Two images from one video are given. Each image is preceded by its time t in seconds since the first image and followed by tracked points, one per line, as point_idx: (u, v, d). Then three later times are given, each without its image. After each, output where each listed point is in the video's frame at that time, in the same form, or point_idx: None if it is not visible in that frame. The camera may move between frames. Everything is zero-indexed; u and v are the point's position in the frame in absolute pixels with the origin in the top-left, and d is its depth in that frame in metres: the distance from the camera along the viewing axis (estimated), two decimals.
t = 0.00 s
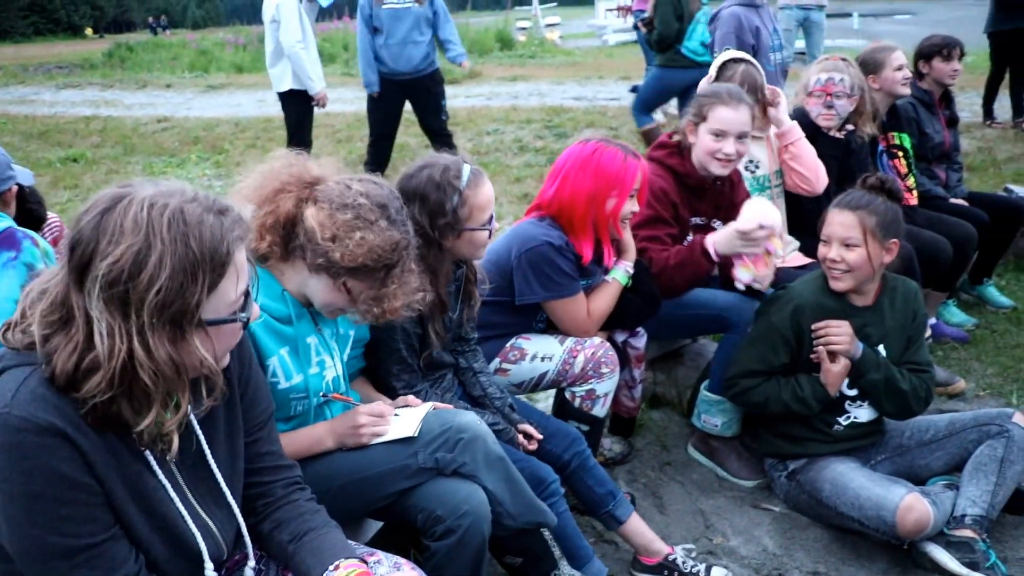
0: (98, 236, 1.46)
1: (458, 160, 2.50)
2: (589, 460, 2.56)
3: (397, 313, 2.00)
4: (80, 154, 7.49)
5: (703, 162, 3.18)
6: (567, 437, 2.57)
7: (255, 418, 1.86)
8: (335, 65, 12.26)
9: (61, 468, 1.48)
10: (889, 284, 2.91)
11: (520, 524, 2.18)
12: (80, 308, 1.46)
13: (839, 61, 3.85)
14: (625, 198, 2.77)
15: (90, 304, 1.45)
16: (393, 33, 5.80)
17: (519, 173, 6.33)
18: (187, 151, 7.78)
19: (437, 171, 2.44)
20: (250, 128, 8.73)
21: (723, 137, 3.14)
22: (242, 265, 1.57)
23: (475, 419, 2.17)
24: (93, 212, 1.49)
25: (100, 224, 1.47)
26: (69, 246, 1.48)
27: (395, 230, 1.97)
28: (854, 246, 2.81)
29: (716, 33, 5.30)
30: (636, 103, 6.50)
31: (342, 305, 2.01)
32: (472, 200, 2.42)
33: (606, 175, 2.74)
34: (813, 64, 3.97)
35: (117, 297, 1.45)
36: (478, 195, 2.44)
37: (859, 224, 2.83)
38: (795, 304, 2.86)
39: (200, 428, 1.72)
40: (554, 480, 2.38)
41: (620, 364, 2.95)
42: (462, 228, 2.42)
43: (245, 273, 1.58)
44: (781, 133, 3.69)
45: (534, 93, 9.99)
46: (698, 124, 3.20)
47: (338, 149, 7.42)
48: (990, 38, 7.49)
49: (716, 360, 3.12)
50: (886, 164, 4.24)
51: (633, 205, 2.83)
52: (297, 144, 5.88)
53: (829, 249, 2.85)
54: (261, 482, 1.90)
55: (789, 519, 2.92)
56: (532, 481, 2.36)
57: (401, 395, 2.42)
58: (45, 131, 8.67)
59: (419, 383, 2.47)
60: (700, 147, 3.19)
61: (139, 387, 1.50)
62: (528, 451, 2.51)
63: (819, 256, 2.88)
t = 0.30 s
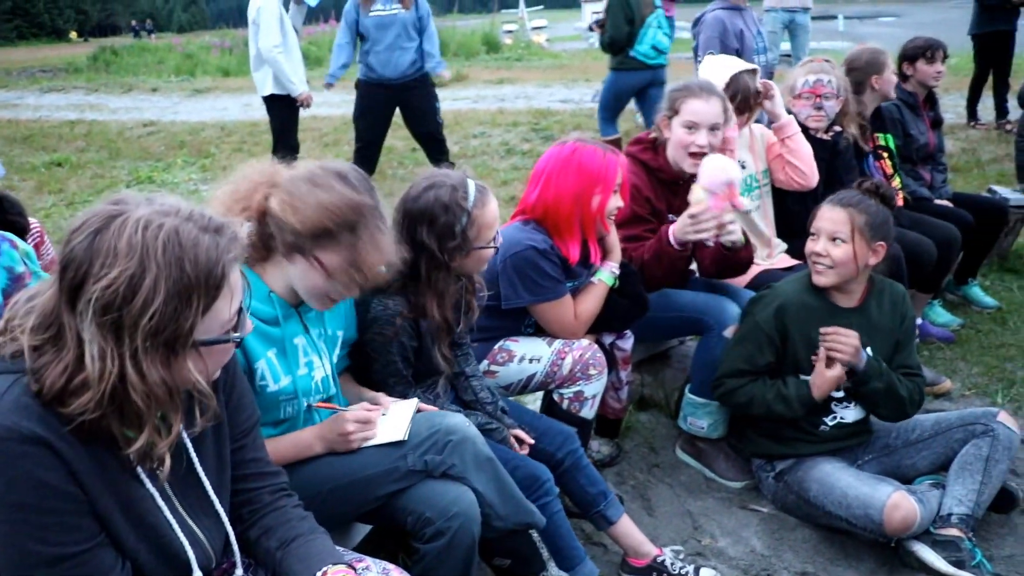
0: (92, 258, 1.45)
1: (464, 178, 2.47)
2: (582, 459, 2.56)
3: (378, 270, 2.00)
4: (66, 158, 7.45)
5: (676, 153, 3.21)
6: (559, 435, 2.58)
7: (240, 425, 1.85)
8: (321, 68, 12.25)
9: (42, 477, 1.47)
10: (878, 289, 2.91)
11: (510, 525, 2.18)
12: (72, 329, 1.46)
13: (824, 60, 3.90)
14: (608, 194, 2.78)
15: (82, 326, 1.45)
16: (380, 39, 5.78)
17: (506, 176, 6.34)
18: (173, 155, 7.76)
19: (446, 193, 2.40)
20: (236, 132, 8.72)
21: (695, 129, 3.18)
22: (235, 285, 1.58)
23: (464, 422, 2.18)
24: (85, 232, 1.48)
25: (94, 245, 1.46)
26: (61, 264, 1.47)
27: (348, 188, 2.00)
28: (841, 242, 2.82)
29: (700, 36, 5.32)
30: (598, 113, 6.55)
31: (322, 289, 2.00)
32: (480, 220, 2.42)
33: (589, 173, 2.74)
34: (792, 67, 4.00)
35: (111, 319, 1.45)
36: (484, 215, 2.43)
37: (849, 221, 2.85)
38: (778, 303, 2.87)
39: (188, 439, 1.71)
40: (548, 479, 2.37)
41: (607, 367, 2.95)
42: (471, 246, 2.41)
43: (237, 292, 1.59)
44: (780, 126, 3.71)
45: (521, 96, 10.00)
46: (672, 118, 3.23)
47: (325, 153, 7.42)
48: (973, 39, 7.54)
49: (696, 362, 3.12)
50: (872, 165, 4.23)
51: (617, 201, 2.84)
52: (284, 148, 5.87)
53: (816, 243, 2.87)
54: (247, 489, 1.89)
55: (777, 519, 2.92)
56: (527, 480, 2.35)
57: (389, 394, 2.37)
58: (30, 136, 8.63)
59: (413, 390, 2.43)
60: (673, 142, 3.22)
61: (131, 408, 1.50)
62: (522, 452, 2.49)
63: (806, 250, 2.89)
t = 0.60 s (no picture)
0: (73, 266, 1.45)
1: (450, 186, 2.43)
2: (569, 459, 2.57)
3: (280, 218, 2.09)
4: (48, 162, 7.41)
5: (653, 144, 3.26)
6: (546, 436, 2.58)
7: (223, 430, 1.85)
8: (306, 71, 12.22)
9: (23, 483, 1.47)
10: (867, 293, 2.93)
11: (497, 528, 2.18)
12: (54, 339, 1.45)
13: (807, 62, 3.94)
14: (591, 190, 2.79)
15: (64, 334, 1.44)
16: (366, 40, 5.77)
17: (491, 179, 6.34)
18: (157, 159, 7.72)
19: (435, 205, 2.35)
20: (220, 135, 8.68)
21: (670, 119, 3.23)
22: (218, 290, 1.57)
23: (451, 424, 2.18)
24: (65, 239, 1.48)
25: (75, 253, 1.45)
26: (42, 274, 1.46)
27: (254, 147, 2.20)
28: (833, 241, 2.85)
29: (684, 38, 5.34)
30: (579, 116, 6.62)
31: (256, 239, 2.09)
32: (469, 229, 2.40)
33: (570, 172, 2.75)
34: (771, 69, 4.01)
35: (93, 328, 1.44)
36: (473, 223, 2.41)
37: (842, 221, 2.88)
38: (765, 302, 2.87)
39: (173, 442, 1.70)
40: (535, 479, 2.37)
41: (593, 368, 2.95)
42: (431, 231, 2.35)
43: (221, 296, 1.59)
44: (775, 130, 3.73)
45: (506, 99, 10.01)
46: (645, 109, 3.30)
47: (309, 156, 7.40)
48: (955, 42, 7.59)
49: (687, 362, 3.13)
50: (855, 167, 4.22)
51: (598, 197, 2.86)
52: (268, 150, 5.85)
53: (808, 240, 2.89)
54: (233, 494, 1.88)
55: (763, 519, 2.93)
56: (516, 482, 2.35)
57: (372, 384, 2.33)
58: (12, 139, 8.57)
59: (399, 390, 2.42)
60: (648, 132, 3.27)
61: (116, 419, 1.49)
62: (512, 453, 2.49)
63: (798, 248, 2.91)
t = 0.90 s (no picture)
0: None
1: (433, 187, 2.43)
2: (553, 461, 2.57)
3: (273, 217, 2.09)
4: (28, 167, 7.37)
5: (631, 144, 3.27)
6: (531, 437, 2.58)
7: (210, 432, 1.85)
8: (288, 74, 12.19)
9: None
10: (850, 294, 2.94)
11: (479, 531, 2.18)
12: None
13: (789, 63, 3.97)
14: (568, 187, 2.79)
15: None
16: (342, 41, 5.76)
17: (474, 181, 6.35)
18: (138, 162, 7.69)
19: (417, 206, 2.36)
20: (203, 138, 8.65)
21: (647, 115, 3.25)
22: (144, 253, 1.52)
23: (432, 428, 2.19)
24: None
25: None
26: None
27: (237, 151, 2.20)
28: (845, 253, 2.85)
29: (667, 39, 5.36)
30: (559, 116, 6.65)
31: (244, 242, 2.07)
32: (452, 230, 2.39)
33: (544, 171, 2.76)
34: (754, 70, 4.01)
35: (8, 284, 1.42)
36: (456, 222, 2.40)
37: (852, 232, 2.87)
38: (760, 303, 2.86)
39: (157, 443, 1.72)
40: (519, 482, 2.38)
41: (576, 370, 2.95)
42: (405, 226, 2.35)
43: (152, 263, 1.53)
44: (764, 131, 3.79)
45: (489, 101, 10.01)
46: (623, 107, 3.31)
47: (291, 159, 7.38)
48: (935, 43, 7.64)
49: (671, 363, 3.13)
50: (838, 168, 4.27)
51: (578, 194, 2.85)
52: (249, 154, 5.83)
53: (818, 253, 2.84)
54: (219, 498, 1.87)
55: (747, 519, 2.94)
56: (499, 484, 2.36)
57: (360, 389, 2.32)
58: None
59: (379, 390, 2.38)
60: (626, 130, 3.28)
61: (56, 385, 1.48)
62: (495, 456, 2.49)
63: (805, 258, 2.86)
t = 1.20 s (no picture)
0: None
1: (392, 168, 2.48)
2: (536, 462, 2.57)
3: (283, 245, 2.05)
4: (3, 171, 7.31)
5: (607, 143, 3.27)
6: (513, 438, 2.58)
7: (184, 436, 1.82)
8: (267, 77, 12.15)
9: None
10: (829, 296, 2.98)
11: (460, 534, 2.18)
12: None
13: (768, 67, 4.05)
14: (537, 190, 2.76)
15: None
16: (323, 42, 5.75)
17: (453, 183, 6.34)
18: (115, 166, 7.64)
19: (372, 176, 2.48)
20: (181, 141, 8.61)
21: (624, 115, 3.26)
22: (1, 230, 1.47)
23: (411, 429, 2.17)
24: None
25: None
26: None
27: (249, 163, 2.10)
28: (848, 259, 2.86)
29: (646, 40, 5.38)
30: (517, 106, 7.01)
31: (250, 269, 2.05)
32: (371, 195, 2.41)
33: (514, 175, 2.75)
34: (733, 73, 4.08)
35: None
36: (381, 192, 2.40)
37: (858, 238, 2.87)
38: (760, 301, 2.85)
39: (127, 447, 1.69)
40: (498, 486, 2.37)
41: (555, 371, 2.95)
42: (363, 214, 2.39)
43: (14, 243, 1.47)
44: (736, 109, 3.79)
45: (468, 103, 10.01)
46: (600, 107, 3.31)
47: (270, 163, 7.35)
48: (909, 44, 7.70)
49: (651, 364, 3.13)
50: (816, 170, 4.33)
51: (549, 197, 2.82)
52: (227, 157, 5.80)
53: (824, 258, 2.83)
54: (194, 503, 1.85)
55: (728, 518, 2.95)
56: (478, 489, 2.35)
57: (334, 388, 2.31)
58: None
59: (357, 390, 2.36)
60: (603, 130, 3.29)
61: None
62: (473, 460, 2.49)
63: (808, 262, 2.84)
